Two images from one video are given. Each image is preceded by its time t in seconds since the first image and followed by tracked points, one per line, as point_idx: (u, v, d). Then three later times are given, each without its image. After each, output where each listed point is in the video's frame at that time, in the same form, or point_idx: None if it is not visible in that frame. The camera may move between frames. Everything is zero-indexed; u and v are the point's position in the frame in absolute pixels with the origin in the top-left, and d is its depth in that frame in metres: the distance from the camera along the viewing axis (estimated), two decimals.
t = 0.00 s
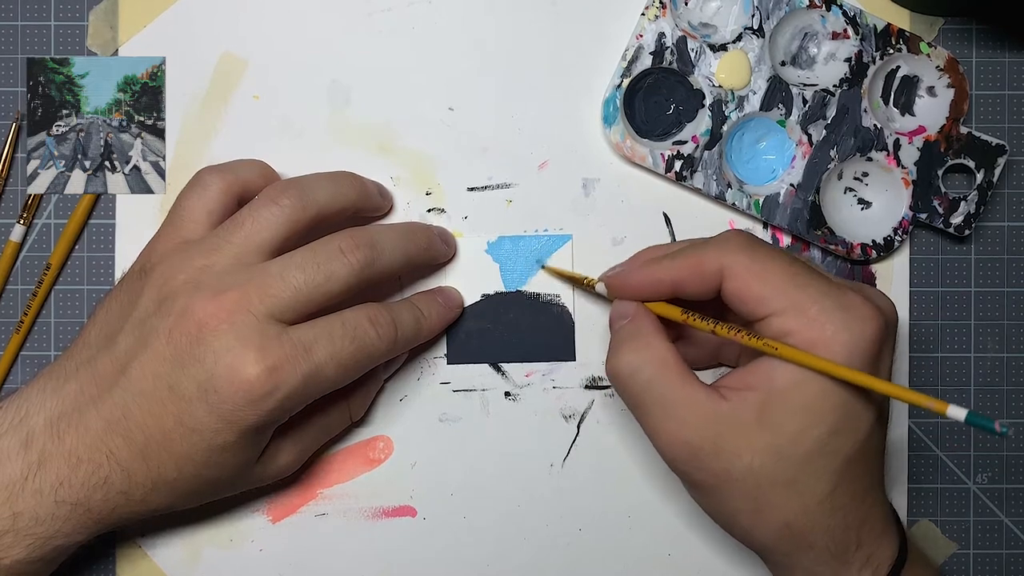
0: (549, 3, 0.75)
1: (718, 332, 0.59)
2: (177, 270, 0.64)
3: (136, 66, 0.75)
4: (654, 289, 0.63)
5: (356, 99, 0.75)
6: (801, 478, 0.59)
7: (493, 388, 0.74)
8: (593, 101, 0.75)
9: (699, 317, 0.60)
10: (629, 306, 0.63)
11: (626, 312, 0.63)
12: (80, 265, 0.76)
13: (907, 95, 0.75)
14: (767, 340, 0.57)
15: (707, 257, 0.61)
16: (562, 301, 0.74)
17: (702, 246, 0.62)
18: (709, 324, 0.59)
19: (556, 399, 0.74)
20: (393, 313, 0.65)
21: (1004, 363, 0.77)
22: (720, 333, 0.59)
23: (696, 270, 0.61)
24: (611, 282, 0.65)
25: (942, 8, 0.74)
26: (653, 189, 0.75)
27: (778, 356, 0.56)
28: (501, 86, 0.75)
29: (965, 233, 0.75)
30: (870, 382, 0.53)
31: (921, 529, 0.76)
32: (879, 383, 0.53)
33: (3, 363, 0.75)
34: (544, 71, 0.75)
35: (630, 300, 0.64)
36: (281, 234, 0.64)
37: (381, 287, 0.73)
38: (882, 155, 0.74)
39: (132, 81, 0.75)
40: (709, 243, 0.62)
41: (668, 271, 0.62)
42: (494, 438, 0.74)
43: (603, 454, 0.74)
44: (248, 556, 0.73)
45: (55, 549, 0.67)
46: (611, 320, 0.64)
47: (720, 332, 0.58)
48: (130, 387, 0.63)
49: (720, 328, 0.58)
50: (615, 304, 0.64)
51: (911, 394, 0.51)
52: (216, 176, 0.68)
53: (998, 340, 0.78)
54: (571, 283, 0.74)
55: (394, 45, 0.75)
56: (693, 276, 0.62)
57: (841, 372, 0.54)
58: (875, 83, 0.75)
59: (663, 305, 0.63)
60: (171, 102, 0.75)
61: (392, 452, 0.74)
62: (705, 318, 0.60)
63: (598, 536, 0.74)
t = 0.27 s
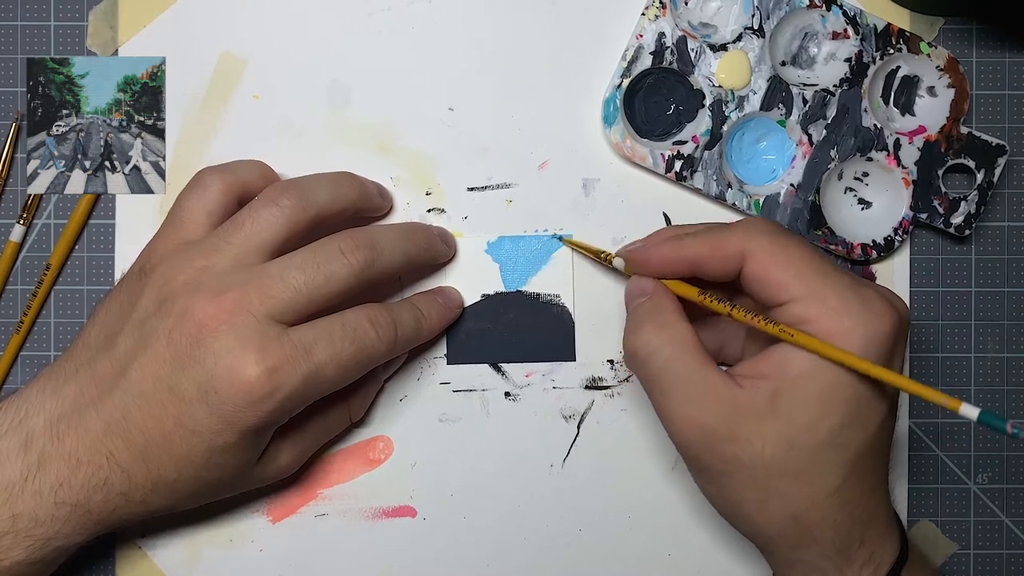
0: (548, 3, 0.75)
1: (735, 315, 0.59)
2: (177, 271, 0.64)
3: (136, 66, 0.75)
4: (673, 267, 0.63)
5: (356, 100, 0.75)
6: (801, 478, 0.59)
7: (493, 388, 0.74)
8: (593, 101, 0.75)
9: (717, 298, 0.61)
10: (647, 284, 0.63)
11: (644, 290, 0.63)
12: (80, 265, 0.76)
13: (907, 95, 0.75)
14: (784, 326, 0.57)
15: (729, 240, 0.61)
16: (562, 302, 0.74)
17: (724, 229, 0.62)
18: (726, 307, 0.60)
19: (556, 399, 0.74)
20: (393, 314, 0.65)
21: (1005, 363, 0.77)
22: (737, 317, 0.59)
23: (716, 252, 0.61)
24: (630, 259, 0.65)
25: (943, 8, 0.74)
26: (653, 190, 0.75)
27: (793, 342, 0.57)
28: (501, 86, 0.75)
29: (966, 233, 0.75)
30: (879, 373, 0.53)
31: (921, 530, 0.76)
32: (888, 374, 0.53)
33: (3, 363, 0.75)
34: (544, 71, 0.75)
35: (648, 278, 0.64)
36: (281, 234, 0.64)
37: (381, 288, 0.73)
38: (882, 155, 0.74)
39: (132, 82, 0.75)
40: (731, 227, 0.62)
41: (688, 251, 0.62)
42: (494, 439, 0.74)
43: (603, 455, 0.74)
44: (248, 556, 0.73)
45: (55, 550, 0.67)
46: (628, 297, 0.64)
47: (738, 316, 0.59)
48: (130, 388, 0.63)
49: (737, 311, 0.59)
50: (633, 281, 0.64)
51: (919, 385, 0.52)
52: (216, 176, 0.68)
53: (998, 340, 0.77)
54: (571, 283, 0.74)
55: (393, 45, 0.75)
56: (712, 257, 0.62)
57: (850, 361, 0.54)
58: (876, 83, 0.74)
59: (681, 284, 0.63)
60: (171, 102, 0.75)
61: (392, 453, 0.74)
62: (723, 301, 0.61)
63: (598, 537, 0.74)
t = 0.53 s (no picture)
0: (549, 2, 0.75)
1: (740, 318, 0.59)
2: (177, 271, 0.64)
3: (136, 66, 0.75)
4: (675, 271, 0.63)
5: (356, 99, 0.75)
6: (801, 479, 0.59)
7: (493, 388, 0.74)
8: (593, 101, 0.75)
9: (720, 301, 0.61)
10: (651, 288, 0.63)
11: (647, 293, 0.63)
12: (79, 264, 0.76)
13: (907, 94, 0.75)
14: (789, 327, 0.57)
15: (731, 241, 0.61)
16: (562, 301, 0.74)
17: (727, 230, 0.62)
18: (731, 309, 0.60)
19: (556, 399, 0.74)
20: (393, 314, 0.65)
21: (1005, 363, 0.77)
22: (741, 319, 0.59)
23: (720, 254, 0.61)
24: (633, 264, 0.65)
25: (943, 8, 0.74)
26: (653, 189, 0.75)
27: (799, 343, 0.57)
28: (501, 86, 0.75)
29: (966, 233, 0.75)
30: (884, 371, 0.54)
31: (921, 530, 0.76)
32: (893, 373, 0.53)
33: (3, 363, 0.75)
34: (544, 71, 0.75)
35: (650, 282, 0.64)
36: (281, 234, 0.64)
37: (381, 288, 0.73)
38: (882, 155, 0.74)
39: (132, 82, 0.75)
40: (733, 229, 0.62)
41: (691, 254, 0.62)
42: (494, 439, 0.74)
43: (603, 455, 0.74)
44: (247, 556, 0.73)
45: (54, 551, 0.67)
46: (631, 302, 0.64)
47: (743, 318, 0.59)
48: (130, 388, 0.63)
49: (742, 314, 0.59)
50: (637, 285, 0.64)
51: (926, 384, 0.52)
52: (216, 176, 0.67)
53: (999, 340, 0.77)
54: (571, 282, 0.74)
55: (393, 45, 0.75)
56: (717, 260, 0.61)
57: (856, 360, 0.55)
58: (876, 82, 0.74)
59: (685, 288, 0.63)
60: (171, 102, 0.75)
61: (392, 453, 0.74)
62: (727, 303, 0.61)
63: (598, 537, 0.74)
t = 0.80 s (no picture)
0: (549, 2, 0.75)
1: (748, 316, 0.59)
2: (177, 271, 0.64)
3: (136, 66, 0.75)
4: (687, 266, 0.64)
5: (356, 99, 0.75)
6: (801, 479, 0.59)
7: (493, 388, 0.74)
8: (593, 101, 0.75)
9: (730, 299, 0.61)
10: (660, 284, 0.64)
11: (657, 289, 0.63)
12: (79, 264, 0.76)
13: (908, 94, 0.75)
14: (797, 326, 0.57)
15: (745, 236, 0.61)
16: (562, 301, 0.74)
17: (741, 225, 0.61)
18: (739, 307, 0.60)
19: (556, 399, 0.74)
20: (393, 314, 0.65)
21: (1005, 363, 0.77)
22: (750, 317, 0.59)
23: (733, 250, 0.61)
24: (643, 259, 0.66)
25: (944, 7, 0.74)
26: (653, 189, 0.75)
27: (805, 342, 0.56)
28: (501, 86, 0.75)
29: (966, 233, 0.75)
30: (886, 369, 0.53)
31: (921, 530, 0.76)
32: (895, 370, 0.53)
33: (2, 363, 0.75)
34: (544, 71, 0.75)
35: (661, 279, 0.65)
36: (281, 235, 0.64)
37: (381, 288, 0.73)
38: (883, 154, 0.74)
39: (132, 82, 0.75)
40: (747, 223, 0.61)
41: (703, 250, 0.62)
42: (494, 439, 0.74)
43: (603, 455, 0.74)
44: (247, 556, 0.73)
45: (54, 551, 0.67)
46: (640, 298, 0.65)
47: (750, 316, 0.59)
48: (130, 388, 0.63)
49: (749, 312, 0.59)
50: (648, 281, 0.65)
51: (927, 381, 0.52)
52: (216, 176, 0.67)
53: (999, 340, 0.77)
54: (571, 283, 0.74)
55: (393, 45, 0.75)
56: (729, 255, 0.61)
57: (859, 358, 0.54)
58: (877, 82, 0.74)
59: (693, 285, 0.63)
60: (171, 102, 0.75)
61: (392, 452, 0.74)
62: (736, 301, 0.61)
63: (598, 537, 0.74)
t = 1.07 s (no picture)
0: (549, 2, 0.75)
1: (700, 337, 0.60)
2: (176, 271, 0.64)
3: (136, 66, 0.75)
4: (637, 294, 0.64)
5: (356, 99, 0.75)
6: (800, 479, 0.59)
7: (493, 388, 0.74)
8: (593, 101, 0.75)
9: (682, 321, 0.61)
10: (612, 315, 0.64)
11: (609, 321, 0.64)
12: (79, 264, 0.76)
13: (908, 94, 0.75)
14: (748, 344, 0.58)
15: (687, 262, 0.61)
16: (562, 302, 0.74)
17: (682, 250, 0.62)
18: (691, 330, 0.60)
19: (556, 399, 0.74)
20: (391, 315, 0.65)
21: (1005, 363, 0.77)
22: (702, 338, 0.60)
23: (677, 274, 0.61)
24: (596, 286, 0.66)
25: (943, 8, 0.74)
26: (652, 190, 0.75)
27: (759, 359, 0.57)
28: (501, 86, 0.75)
29: (966, 233, 0.75)
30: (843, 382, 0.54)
31: (921, 530, 0.76)
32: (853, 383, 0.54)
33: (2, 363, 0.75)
34: (544, 71, 0.75)
35: (613, 307, 0.65)
36: (280, 234, 0.64)
37: (381, 289, 0.73)
38: (883, 155, 0.74)
39: (132, 82, 0.75)
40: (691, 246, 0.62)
41: (650, 276, 0.63)
42: (494, 439, 0.74)
43: (603, 455, 0.74)
44: (247, 556, 0.73)
45: (54, 551, 0.67)
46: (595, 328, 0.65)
47: (703, 339, 0.59)
48: (130, 388, 0.63)
49: (702, 334, 0.59)
50: (598, 312, 0.65)
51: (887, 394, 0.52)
52: (215, 176, 0.67)
53: (999, 340, 0.77)
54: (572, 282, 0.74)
55: (393, 45, 0.75)
56: (674, 280, 0.62)
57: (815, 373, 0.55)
58: (877, 82, 0.74)
59: (646, 310, 0.64)
60: (171, 102, 0.75)
61: (392, 453, 0.74)
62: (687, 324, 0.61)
63: (598, 537, 0.74)
